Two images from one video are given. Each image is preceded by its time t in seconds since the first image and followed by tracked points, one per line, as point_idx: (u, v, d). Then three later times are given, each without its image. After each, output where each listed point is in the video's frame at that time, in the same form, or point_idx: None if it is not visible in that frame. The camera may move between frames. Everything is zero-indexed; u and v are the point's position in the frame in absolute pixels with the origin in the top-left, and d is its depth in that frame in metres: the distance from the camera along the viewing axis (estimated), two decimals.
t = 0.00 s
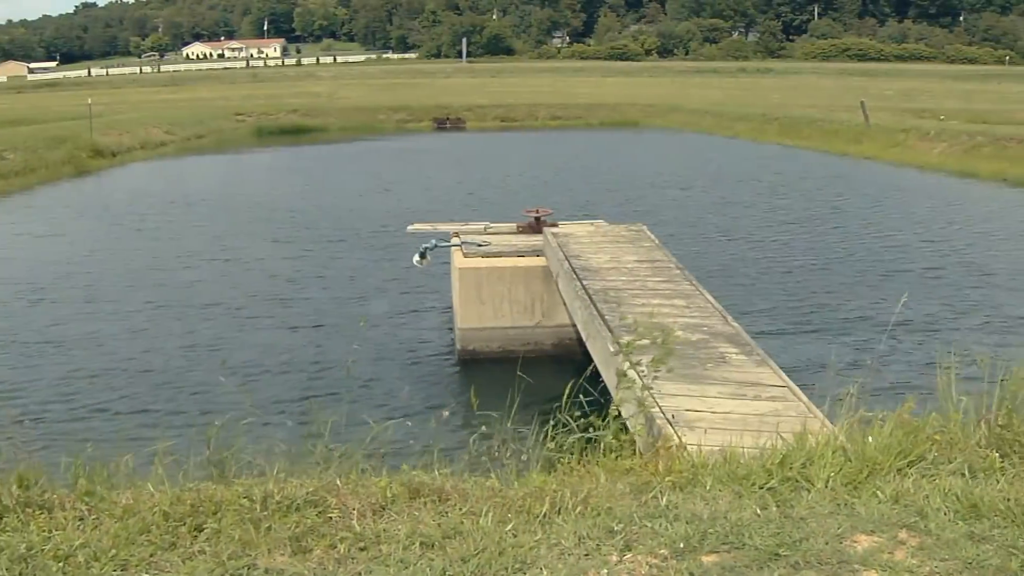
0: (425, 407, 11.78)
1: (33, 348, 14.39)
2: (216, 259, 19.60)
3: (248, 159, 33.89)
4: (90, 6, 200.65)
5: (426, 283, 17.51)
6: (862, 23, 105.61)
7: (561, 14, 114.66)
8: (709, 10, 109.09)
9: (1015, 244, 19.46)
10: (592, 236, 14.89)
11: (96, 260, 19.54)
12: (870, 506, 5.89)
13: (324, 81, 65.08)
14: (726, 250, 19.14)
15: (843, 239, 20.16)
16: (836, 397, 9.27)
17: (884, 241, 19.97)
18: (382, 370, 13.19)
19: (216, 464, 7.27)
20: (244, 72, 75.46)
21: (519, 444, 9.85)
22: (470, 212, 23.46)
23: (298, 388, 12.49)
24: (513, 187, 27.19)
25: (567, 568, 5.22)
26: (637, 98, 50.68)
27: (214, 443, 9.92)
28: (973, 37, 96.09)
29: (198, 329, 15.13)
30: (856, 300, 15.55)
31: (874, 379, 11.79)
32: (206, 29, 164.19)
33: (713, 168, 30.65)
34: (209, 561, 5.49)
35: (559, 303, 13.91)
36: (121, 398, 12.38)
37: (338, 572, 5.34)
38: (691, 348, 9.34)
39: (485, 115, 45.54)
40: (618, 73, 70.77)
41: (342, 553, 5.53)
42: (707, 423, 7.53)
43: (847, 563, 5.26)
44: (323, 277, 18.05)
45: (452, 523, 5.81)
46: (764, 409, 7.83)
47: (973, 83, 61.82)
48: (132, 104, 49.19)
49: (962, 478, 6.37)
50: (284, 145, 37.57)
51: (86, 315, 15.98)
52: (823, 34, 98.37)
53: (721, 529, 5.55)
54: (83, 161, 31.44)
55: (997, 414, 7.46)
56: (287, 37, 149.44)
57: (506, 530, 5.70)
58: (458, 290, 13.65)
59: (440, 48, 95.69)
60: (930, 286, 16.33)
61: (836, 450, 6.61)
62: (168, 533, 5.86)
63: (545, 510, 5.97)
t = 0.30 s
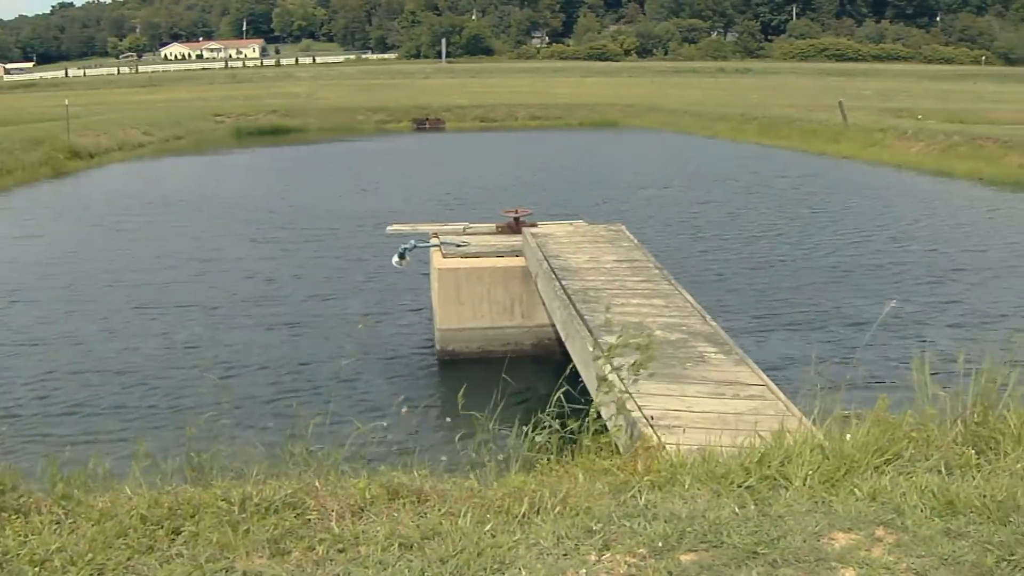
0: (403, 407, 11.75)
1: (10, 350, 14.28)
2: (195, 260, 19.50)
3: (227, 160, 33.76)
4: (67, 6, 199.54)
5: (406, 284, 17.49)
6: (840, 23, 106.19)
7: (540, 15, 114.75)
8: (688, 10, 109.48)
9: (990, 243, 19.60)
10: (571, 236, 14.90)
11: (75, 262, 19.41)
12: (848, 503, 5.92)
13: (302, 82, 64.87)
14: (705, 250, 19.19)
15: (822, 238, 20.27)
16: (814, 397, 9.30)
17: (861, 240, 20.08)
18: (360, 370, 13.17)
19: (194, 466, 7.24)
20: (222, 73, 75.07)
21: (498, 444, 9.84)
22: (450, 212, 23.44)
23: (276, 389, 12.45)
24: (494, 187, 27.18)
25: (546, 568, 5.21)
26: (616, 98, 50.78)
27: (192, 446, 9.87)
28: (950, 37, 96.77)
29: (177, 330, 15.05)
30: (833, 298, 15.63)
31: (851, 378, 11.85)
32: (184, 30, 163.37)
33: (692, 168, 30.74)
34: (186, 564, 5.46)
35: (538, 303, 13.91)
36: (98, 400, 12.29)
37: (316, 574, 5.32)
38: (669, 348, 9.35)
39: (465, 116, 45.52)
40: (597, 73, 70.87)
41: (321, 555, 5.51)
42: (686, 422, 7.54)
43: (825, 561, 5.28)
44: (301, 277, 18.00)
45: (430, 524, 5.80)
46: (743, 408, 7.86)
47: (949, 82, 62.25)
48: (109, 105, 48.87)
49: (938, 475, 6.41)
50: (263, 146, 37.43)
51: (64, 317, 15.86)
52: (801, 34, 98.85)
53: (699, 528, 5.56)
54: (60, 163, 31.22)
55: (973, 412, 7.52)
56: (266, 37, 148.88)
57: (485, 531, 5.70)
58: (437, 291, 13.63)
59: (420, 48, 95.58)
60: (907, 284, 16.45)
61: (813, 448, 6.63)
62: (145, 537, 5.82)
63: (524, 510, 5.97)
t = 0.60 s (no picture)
0: (385, 408, 11.73)
1: None
2: (177, 261, 19.39)
3: (208, 161, 33.62)
4: (47, 6, 198.26)
5: (388, 284, 17.45)
6: (820, 23, 106.67)
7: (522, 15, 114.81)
8: (669, 10, 109.76)
9: (969, 241, 19.72)
10: (552, 236, 14.91)
11: (55, 263, 19.27)
12: (828, 501, 5.95)
13: (283, 83, 64.66)
14: (686, 249, 19.24)
15: (802, 237, 20.36)
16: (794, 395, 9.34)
17: (842, 238, 20.18)
18: (341, 371, 13.13)
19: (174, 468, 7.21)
20: (202, 74, 74.72)
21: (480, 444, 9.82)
22: (432, 213, 23.42)
23: (256, 390, 12.40)
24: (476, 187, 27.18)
25: (526, 568, 5.22)
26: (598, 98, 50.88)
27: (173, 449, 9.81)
28: (929, 38, 97.46)
29: (158, 331, 14.95)
30: (814, 297, 15.70)
31: (832, 377, 11.90)
32: (164, 31, 162.60)
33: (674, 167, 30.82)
34: (166, 567, 5.43)
35: (519, 303, 13.91)
36: (78, 402, 12.20)
37: None
38: (650, 347, 9.36)
39: (447, 116, 45.49)
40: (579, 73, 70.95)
41: (302, 557, 5.50)
42: (666, 422, 7.55)
43: (805, 559, 5.30)
44: (282, 278, 17.96)
45: (411, 526, 5.78)
46: (723, 407, 7.88)
47: (928, 82, 62.63)
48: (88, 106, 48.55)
49: (917, 472, 6.45)
50: (245, 147, 37.29)
51: (43, 318, 15.74)
52: (782, 34, 99.31)
53: (679, 527, 5.57)
54: (40, 164, 31.00)
55: (952, 409, 7.56)
56: (247, 37, 148.34)
57: (466, 531, 5.69)
58: (419, 291, 13.60)
59: (401, 48, 95.47)
60: (887, 283, 16.54)
61: (794, 447, 6.66)
62: (125, 540, 5.78)
63: (505, 510, 5.97)
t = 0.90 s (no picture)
0: (365, 409, 11.71)
1: None
2: (157, 263, 19.29)
3: (189, 162, 33.44)
4: (25, 7, 197.04)
5: (369, 285, 17.40)
6: (800, 23, 107.10)
7: (503, 16, 114.81)
8: (650, 11, 110.01)
9: (947, 240, 19.83)
10: (533, 237, 14.92)
11: (35, 264, 19.14)
12: (807, 499, 5.97)
13: (262, 83, 64.39)
14: (667, 248, 19.28)
15: (783, 236, 20.44)
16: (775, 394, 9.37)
17: (821, 237, 20.26)
18: (321, 372, 13.09)
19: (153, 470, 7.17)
20: (181, 75, 74.28)
21: (461, 444, 9.80)
22: (414, 213, 23.39)
23: (236, 391, 12.35)
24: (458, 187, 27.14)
25: (507, 568, 5.21)
26: (579, 99, 50.93)
27: (152, 451, 9.74)
28: (908, 38, 98.10)
29: (138, 333, 14.85)
30: (795, 296, 15.76)
31: (811, 376, 11.94)
32: (144, 32, 161.80)
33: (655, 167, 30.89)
34: (145, 571, 5.40)
35: (501, 303, 13.91)
36: (56, 404, 12.09)
37: None
38: (631, 347, 9.37)
39: (428, 117, 45.43)
40: (560, 74, 70.98)
41: (282, 559, 5.47)
42: (647, 421, 7.56)
43: (784, 557, 5.32)
44: (262, 279, 17.90)
45: (392, 527, 5.77)
46: (705, 405, 7.90)
47: (908, 82, 62.98)
48: (66, 108, 48.16)
49: (896, 470, 6.48)
50: (225, 148, 37.10)
51: (21, 320, 15.60)
52: (762, 35, 99.72)
53: (660, 526, 5.58)
54: (19, 166, 30.75)
55: (931, 407, 7.62)
56: (227, 38, 147.73)
57: (446, 532, 5.68)
58: (400, 291, 13.58)
59: (382, 49, 95.28)
60: (867, 281, 16.62)
61: (774, 446, 6.68)
62: (104, 543, 5.75)
63: (486, 511, 5.97)
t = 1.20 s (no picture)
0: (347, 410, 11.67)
1: None
2: (137, 264, 19.18)
3: (169, 163, 33.28)
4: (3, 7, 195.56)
5: (351, 286, 17.36)
6: (781, 23, 107.48)
7: (485, 16, 114.81)
8: (632, 11, 110.22)
9: (927, 240, 19.93)
10: (514, 237, 14.92)
11: (14, 266, 19.01)
12: (788, 498, 5.99)
13: (243, 84, 64.13)
14: (649, 248, 19.31)
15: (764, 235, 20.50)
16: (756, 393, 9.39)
17: (802, 236, 20.35)
18: (303, 374, 13.04)
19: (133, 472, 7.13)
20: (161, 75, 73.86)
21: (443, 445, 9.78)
22: (396, 213, 23.34)
23: (217, 393, 12.29)
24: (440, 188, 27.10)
25: (488, 568, 5.21)
26: (561, 99, 50.98)
27: (132, 454, 9.67)
28: (888, 39, 98.70)
29: (119, 334, 14.76)
30: (777, 295, 15.80)
31: (791, 375, 11.97)
32: (124, 33, 160.91)
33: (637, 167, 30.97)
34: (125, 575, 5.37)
35: (483, 304, 13.91)
36: (36, 407, 12.00)
37: None
38: (613, 347, 9.38)
39: (410, 117, 45.37)
40: (542, 75, 71.01)
41: (263, 562, 5.46)
42: (628, 421, 7.57)
43: (765, 556, 5.34)
44: (243, 279, 17.82)
45: (373, 528, 5.75)
46: (686, 405, 7.91)
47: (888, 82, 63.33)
48: (45, 109, 47.80)
49: (876, 467, 6.51)
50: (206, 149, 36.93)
51: None
52: (743, 35, 100.10)
53: (641, 525, 5.59)
54: None
55: (911, 406, 7.66)
56: (208, 38, 147.07)
57: (427, 533, 5.67)
58: (381, 292, 13.55)
59: (364, 49, 95.07)
60: (847, 280, 16.70)
61: (755, 445, 6.70)
62: (83, 547, 5.71)
63: (467, 511, 5.96)
